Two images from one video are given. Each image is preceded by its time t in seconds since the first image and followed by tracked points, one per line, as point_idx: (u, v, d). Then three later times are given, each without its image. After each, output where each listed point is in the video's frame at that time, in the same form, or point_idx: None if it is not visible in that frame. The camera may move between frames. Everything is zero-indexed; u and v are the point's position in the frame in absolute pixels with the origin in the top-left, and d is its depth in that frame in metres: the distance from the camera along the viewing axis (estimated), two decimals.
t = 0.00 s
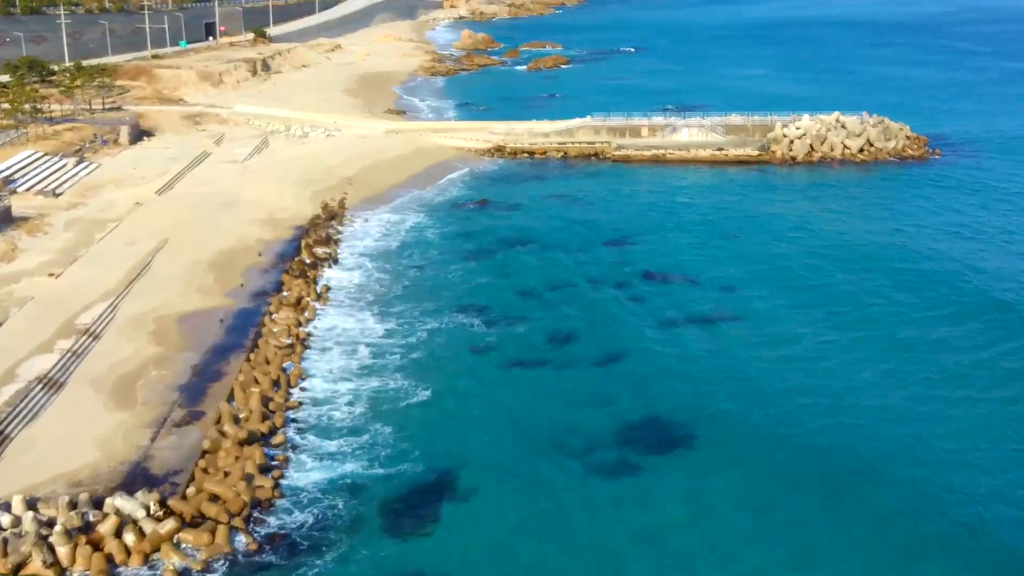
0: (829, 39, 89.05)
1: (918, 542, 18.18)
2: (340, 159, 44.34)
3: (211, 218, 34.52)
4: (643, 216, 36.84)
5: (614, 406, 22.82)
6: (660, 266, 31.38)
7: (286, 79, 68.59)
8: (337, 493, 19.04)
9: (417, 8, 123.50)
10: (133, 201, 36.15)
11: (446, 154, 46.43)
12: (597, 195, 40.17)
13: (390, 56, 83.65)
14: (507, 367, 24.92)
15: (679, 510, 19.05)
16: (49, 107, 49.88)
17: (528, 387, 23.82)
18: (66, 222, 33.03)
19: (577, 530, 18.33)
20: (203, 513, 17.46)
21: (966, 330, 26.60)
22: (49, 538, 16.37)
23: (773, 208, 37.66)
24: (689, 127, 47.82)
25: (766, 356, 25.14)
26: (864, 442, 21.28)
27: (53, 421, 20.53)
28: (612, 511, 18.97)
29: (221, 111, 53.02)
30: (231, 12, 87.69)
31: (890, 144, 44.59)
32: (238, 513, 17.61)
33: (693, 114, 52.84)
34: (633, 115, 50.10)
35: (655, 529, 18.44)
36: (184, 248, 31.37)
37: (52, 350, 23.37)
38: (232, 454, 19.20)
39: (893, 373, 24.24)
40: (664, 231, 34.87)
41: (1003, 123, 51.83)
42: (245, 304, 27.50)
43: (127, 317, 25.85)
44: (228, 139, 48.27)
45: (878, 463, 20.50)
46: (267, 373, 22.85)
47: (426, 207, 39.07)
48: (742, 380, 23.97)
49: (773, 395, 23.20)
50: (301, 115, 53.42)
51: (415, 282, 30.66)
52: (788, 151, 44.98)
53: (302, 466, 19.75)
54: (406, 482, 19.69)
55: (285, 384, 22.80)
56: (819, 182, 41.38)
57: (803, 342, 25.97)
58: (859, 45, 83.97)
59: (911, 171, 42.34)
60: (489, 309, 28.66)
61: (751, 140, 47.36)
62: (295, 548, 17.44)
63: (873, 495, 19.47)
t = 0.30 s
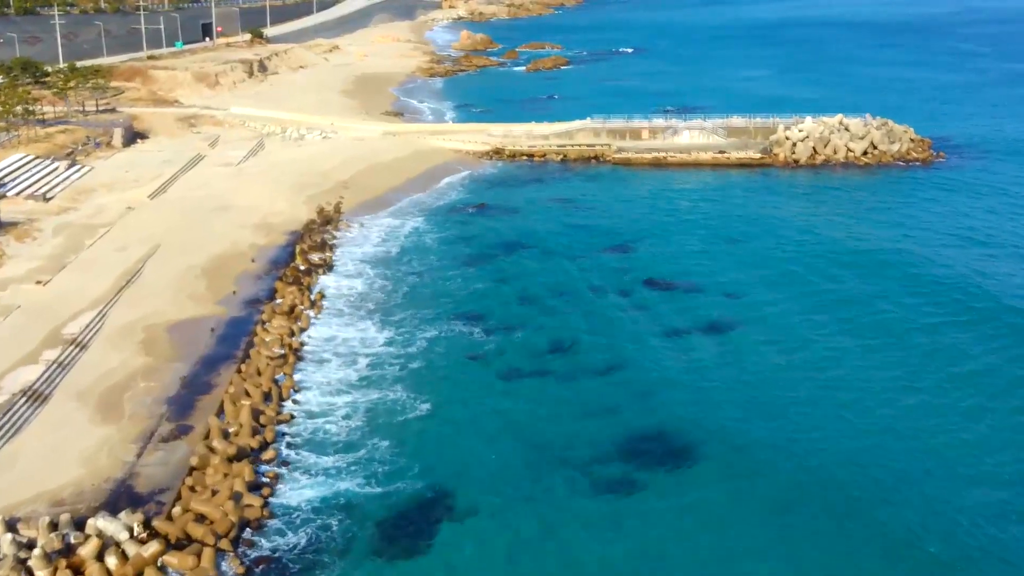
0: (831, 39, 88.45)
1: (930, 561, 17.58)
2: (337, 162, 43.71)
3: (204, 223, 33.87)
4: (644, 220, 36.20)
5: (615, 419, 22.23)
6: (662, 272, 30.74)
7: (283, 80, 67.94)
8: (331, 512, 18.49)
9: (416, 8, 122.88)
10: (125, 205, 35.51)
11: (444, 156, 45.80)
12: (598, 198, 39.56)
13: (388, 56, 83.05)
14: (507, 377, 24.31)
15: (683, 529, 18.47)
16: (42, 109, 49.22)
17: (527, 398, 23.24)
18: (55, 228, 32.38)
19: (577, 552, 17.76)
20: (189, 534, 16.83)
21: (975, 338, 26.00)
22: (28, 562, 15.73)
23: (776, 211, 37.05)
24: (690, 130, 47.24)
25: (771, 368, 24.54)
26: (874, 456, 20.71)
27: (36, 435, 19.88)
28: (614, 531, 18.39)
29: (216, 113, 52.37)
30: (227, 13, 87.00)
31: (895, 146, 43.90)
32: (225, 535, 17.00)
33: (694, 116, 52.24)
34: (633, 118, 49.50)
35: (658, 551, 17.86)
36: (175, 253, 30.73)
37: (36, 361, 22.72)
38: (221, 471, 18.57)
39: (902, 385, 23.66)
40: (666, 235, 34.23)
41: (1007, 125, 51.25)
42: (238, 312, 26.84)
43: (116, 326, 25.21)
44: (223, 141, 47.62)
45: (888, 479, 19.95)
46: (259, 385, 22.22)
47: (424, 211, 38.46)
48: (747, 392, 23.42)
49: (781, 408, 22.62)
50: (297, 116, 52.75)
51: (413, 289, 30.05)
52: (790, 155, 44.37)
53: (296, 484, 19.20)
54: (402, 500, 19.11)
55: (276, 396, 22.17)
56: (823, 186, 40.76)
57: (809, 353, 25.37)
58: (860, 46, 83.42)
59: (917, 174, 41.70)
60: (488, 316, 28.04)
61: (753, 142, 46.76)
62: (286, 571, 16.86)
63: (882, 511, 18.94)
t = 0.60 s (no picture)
0: (832, 40, 87.85)
1: None
2: (333, 164, 43.10)
3: (197, 228, 33.26)
4: (645, 225, 35.61)
5: (616, 434, 21.66)
6: (664, 279, 30.16)
7: (280, 80, 67.27)
8: (325, 532, 18.02)
9: (415, 8, 122.23)
10: (116, 210, 34.89)
11: (442, 159, 45.19)
12: (598, 202, 38.97)
13: (386, 57, 82.40)
14: (505, 388, 23.76)
15: (685, 551, 17.95)
16: (35, 111, 48.55)
17: (526, 410, 22.71)
18: (44, 233, 31.76)
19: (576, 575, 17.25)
20: (174, 558, 16.20)
21: (984, 348, 25.44)
22: None
23: (779, 216, 36.45)
24: (691, 132, 46.64)
25: (775, 379, 23.98)
26: (882, 473, 20.21)
27: (18, 451, 19.27)
28: (614, 553, 17.88)
29: (211, 115, 51.72)
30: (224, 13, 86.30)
31: (899, 149, 43.26)
32: (212, 559, 16.44)
33: (695, 118, 51.65)
34: (633, 120, 48.90)
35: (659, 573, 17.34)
36: (166, 260, 30.12)
37: (20, 373, 22.10)
38: (208, 489, 17.96)
39: (910, 397, 23.12)
40: (667, 241, 33.66)
41: (1010, 127, 50.68)
42: (229, 321, 26.25)
43: (104, 336, 24.60)
44: (218, 143, 46.97)
45: (897, 497, 19.44)
46: (250, 398, 21.62)
47: (422, 215, 37.88)
48: (751, 403, 22.88)
49: (786, 422, 22.09)
50: (294, 118, 52.12)
51: (411, 296, 29.50)
52: (793, 157, 43.79)
53: (289, 502, 18.71)
54: (397, 520, 18.60)
55: (267, 410, 21.59)
56: (826, 189, 40.18)
57: (814, 363, 24.80)
58: (862, 47, 82.93)
59: (921, 178, 41.13)
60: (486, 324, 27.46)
61: (755, 145, 46.18)
62: None
63: (891, 531, 18.43)
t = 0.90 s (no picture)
0: (834, 41, 87.26)
1: None
2: (330, 167, 42.47)
3: (190, 233, 32.60)
4: (647, 230, 34.98)
5: (618, 448, 21.04)
6: (667, 287, 29.52)
7: (277, 82, 66.62)
8: (318, 555, 17.46)
9: (414, 9, 121.67)
10: (108, 215, 34.22)
11: (440, 162, 44.56)
12: (598, 207, 38.34)
13: (385, 58, 81.77)
14: (505, 400, 23.12)
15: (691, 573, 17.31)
16: (28, 113, 47.90)
17: (527, 424, 22.09)
18: (33, 239, 31.10)
19: None
20: None
21: (995, 357, 24.81)
22: None
23: (783, 221, 35.81)
24: (693, 135, 46.03)
25: (780, 391, 23.35)
26: (895, 488, 19.56)
27: None
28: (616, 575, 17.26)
29: (207, 118, 51.09)
30: (222, 13, 85.65)
31: (904, 152, 42.61)
32: None
33: (696, 121, 51.01)
34: (634, 122, 48.28)
35: None
36: (158, 267, 29.46)
37: (4, 385, 21.43)
38: (196, 509, 17.37)
39: (921, 408, 22.49)
40: (670, 247, 33.04)
41: (1015, 130, 50.08)
42: (221, 330, 25.58)
43: (92, 347, 23.93)
44: (213, 146, 46.33)
45: (910, 514, 18.79)
46: (242, 412, 20.99)
47: (420, 220, 37.25)
48: (758, 416, 22.25)
49: (795, 435, 21.45)
50: (290, 121, 51.49)
51: (409, 303, 28.88)
52: (796, 161, 43.21)
53: (282, 523, 18.16)
54: (394, 541, 18.00)
55: (258, 425, 20.94)
56: (831, 193, 39.55)
57: (821, 373, 24.16)
58: (863, 48, 82.38)
59: (926, 182, 40.52)
60: (484, 332, 26.82)
61: (758, 148, 45.57)
62: None
63: (904, 550, 17.80)
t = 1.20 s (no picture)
0: (836, 42, 86.67)
1: None
2: (326, 171, 41.84)
3: (182, 239, 31.96)
4: (648, 236, 34.35)
5: (620, 464, 20.42)
6: (669, 296, 28.89)
7: (274, 84, 65.98)
8: None
9: (413, 10, 121.01)
10: (99, 220, 33.59)
11: (438, 165, 43.92)
12: (599, 212, 37.71)
13: (383, 59, 81.12)
14: (504, 414, 22.48)
15: None
16: (20, 116, 47.25)
17: (527, 439, 21.46)
18: (22, 245, 30.46)
19: None
20: None
21: (1007, 367, 24.18)
22: None
23: (787, 226, 35.19)
24: (695, 138, 45.42)
25: (787, 403, 22.73)
26: (906, 506, 18.95)
27: None
28: None
29: (202, 120, 50.44)
30: (219, 14, 85.02)
31: (909, 156, 41.96)
32: None
33: (698, 123, 50.32)
34: (635, 125, 47.67)
35: None
36: (149, 274, 28.82)
37: None
38: (182, 532, 16.75)
39: (932, 420, 21.87)
40: (672, 253, 32.42)
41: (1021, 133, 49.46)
42: (212, 340, 24.93)
43: (79, 358, 23.30)
44: (208, 149, 45.69)
45: (922, 534, 18.15)
46: (232, 427, 20.35)
47: (419, 225, 36.63)
48: (765, 429, 21.62)
49: (801, 451, 20.81)
50: (287, 123, 50.84)
51: (407, 310, 28.25)
52: (800, 164, 42.64)
53: (274, 546, 17.57)
54: (390, 564, 17.42)
55: (248, 441, 20.31)
56: (835, 198, 38.93)
57: (829, 385, 23.54)
58: (865, 49, 81.75)
59: (932, 187, 39.87)
60: (483, 341, 26.19)
61: (761, 152, 44.95)
62: None
63: (917, 570, 17.21)
